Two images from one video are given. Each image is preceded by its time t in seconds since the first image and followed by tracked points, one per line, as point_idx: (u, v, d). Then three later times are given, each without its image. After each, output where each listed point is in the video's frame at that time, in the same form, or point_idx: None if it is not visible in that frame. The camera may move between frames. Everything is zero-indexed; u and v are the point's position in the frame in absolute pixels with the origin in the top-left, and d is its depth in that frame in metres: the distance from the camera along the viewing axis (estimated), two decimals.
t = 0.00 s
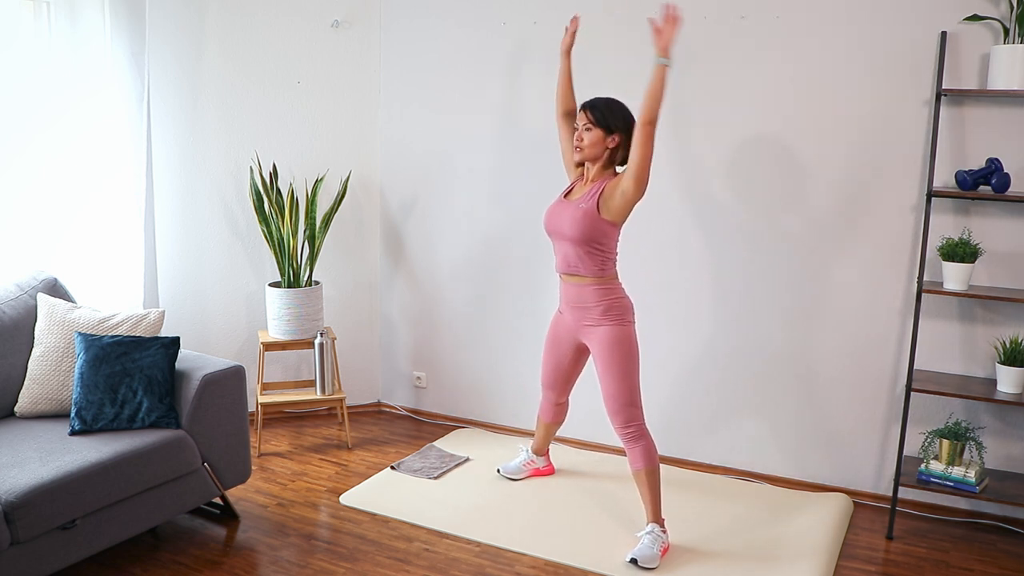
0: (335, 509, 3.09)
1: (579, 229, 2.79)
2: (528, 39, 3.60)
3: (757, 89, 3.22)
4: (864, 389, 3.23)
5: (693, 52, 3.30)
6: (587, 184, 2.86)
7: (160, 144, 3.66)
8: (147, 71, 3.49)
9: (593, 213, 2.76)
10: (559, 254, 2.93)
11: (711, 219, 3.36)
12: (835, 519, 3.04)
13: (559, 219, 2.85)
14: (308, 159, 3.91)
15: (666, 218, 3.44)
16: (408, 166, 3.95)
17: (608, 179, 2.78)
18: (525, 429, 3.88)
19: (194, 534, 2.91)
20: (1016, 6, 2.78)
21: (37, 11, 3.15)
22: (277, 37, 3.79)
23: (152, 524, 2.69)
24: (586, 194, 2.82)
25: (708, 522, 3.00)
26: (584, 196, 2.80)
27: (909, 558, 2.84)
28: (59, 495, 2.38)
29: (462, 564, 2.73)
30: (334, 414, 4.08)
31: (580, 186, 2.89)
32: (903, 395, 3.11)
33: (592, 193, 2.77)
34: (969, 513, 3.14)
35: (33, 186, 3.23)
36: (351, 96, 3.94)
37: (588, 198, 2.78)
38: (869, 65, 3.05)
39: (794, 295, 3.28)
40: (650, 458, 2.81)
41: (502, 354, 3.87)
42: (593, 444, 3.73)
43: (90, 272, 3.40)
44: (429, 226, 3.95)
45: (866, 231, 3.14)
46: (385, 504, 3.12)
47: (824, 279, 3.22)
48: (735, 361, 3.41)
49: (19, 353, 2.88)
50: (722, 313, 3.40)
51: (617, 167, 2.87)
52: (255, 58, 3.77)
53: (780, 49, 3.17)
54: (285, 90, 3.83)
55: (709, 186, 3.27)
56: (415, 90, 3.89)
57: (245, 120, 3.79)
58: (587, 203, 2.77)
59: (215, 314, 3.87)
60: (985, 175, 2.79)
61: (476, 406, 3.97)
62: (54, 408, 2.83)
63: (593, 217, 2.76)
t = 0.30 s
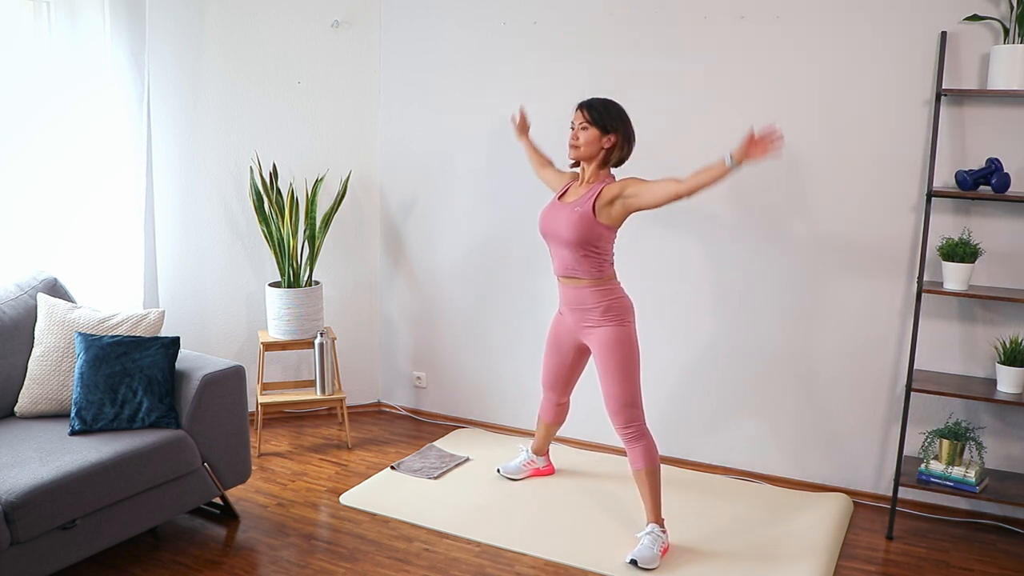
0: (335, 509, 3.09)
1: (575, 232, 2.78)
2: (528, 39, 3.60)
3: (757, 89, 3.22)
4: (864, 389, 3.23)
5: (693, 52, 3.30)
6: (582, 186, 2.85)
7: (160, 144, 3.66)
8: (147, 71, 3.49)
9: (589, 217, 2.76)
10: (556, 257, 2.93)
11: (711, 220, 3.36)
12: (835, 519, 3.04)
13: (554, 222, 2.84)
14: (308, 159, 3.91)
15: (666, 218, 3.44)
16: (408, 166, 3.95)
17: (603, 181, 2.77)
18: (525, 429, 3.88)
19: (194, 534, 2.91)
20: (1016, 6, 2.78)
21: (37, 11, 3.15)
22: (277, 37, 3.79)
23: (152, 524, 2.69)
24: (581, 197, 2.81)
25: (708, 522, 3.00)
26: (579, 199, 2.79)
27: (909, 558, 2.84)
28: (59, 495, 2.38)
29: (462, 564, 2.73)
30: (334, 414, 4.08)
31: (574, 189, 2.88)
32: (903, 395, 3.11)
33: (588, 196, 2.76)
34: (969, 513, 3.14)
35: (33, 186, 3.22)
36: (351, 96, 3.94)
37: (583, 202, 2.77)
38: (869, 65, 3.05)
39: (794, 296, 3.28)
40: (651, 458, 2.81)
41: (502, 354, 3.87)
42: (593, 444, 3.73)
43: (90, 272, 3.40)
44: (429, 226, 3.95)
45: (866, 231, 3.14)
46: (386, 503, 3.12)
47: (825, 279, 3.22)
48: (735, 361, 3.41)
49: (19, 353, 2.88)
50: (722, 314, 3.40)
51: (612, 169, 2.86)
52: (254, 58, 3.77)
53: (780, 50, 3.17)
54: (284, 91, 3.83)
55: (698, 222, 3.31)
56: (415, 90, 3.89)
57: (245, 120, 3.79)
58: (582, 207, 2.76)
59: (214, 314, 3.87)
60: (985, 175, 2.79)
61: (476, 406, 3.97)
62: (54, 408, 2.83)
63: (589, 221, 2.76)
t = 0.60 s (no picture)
0: (334, 509, 3.09)
1: (578, 236, 2.80)
2: (528, 39, 3.60)
3: (757, 89, 3.22)
4: (864, 390, 3.23)
5: (693, 52, 3.30)
6: (582, 186, 2.85)
7: (160, 144, 3.66)
8: (147, 71, 3.49)
9: (591, 219, 2.77)
10: (560, 259, 2.94)
11: (711, 220, 3.36)
12: (835, 519, 3.04)
13: (557, 226, 2.85)
14: (308, 159, 3.91)
15: (666, 218, 3.44)
16: (408, 166, 3.95)
17: (602, 181, 2.77)
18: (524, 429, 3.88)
19: (194, 534, 2.91)
20: (1016, 5, 2.78)
21: (37, 11, 3.15)
22: (277, 37, 3.79)
23: (152, 524, 2.69)
24: (581, 199, 2.81)
25: (707, 522, 3.00)
26: (579, 202, 2.79)
27: (909, 558, 2.84)
28: (59, 495, 2.39)
29: (462, 564, 2.73)
30: (334, 414, 4.08)
31: (574, 189, 2.88)
32: (903, 395, 3.11)
33: (588, 199, 2.77)
34: (969, 513, 3.14)
35: (33, 186, 3.23)
36: (351, 96, 3.94)
37: (584, 204, 2.78)
38: (869, 65, 3.05)
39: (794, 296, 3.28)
40: (651, 458, 2.81)
41: (502, 354, 3.87)
42: (593, 444, 3.73)
43: (90, 272, 3.40)
44: (429, 226, 3.95)
45: (865, 231, 3.14)
46: (385, 503, 3.12)
47: (824, 279, 3.22)
48: (735, 361, 3.41)
49: (19, 353, 2.88)
50: (722, 314, 3.41)
51: (611, 167, 2.86)
52: (254, 58, 3.77)
53: (780, 50, 3.17)
54: (284, 91, 3.83)
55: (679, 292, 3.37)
56: (415, 90, 3.89)
57: (246, 120, 3.79)
58: (583, 210, 2.77)
59: (215, 314, 3.87)
60: (985, 175, 2.79)
61: (476, 405, 3.97)
62: (54, 408, 2.83)
63: (591, 223, 2.77)
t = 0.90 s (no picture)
0: (335, 509, 3.09)
1: (581, 236, 2.80)
2: (528, 38, 3.60)
3: (757, 89, 3.22)
4: (864, 390, 3.23)
5: (693, 53, 3.30)
6: (586, 186, 2.85)
7: (160, 144, 3.66)
8: (147, 71, 3.49)
9: (594, 219, 2.77)
10: (563, 259, 2.94)
11: (711, 220, 3.36)
12: (835, 519, 3.04)
13: (560, 227, 2.86)
14: (308, 159, 3.91)
15: (666, 218, 3.44)
16: (408, 166, 3.95)
17: (604, 180, 2.77)
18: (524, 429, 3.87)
19: (194, 534, 2.91)
20: (1016, 5, 2.78)
21: (37, 11, 3.15)
22: (277, 37, 3.79)
23: (152, 524, 2.69)
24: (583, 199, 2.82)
25: (707, 522, 3.00)
26: (583, 202, 2.80)
27: (909, 558, 2.84)
28: (59, 495, 2.38)
29: (462, 564, 2.73)
30: (334, 414, 4.08)
31: (578, 188, 2.89)
32: (903, 395, 3.11)
33: (590, 199, 2.77)
34: (969, 513, 3.14)
35: (33, 186, 3.23)
36: (351, 95, 3.94)
37: (587, 204, 2.78)
38: (869, 65, 3.05)
39: (794, 296, 3.28)
40: (652, 458, 2.81)
41: (502, 355, 3.87)
42: (592, 444, 3.73)
43: (90, 272, 3.40)
44: (429, 226, 3.95)
45: (865, 231, 3.14)
46: (385, 503, 3.12)
47: (824, 279, 3.22)
48: (735, 361, 3.41)
49: (19, 353, 2.88)
50: (722, 314, 3.41)
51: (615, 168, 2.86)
52: (254, 59, 3.77)
53: (780, 50, 3.17)
54: (284, 90, 3.83)
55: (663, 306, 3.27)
56: (415, 90, 3.89)
57: (246, 120, 3.79)
58: (586, 210, 2.78)
59: (215, 314, 3.87)
60: (985, 175, 2.79)
61: (476, 405, 3.97)
62: (54, 408, 2.83)
63: (594, 224, 2.77)
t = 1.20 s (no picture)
0: (334, 509, 3.09)
1: (577, 232, 2.80)
2: (528, 38, 3.60)
3: (757, 89, 3.22)
4: (864, 390, 3.23)
5: (692, 53, 3.30)
6: (583, 182, 2.86)
7: (160, 144, 3.66)
8: (147, 71, 3.49)
9: (591, 214, 2.77)
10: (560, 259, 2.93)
11: (711, 219, 3.36)
12: (835, 519, 3.04)
13: (557, 223, 2.86)
14: (308, 159, 3.91)
15: (666, 218, 3.44)
16: (408, 166, 3.95)
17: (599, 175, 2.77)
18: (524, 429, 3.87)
19: (194, 534, 2.91)
20: (1016, 6, 2.78)
21: (37, 12, 3.15)
22: (277, 37, 3.79)
23: (152, 523, 2.69)
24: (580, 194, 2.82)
25: (707, 522, 3.00)
26: (579, 196, 2.80)
27: (909, 558, 2.84)
28: (59, 495, 2.39)
29: (462, 564, 2.73)
30: (334, 414, 4.08)
31: (575, 185, 2.89)
32: (903, 395, 3.11)
33: (586, 193, 2.77)
34: (969, 513, 3.14)
35: (33, 185, 3.23)
36: (351, 96, 3.94)
37: (584, 199, 2.78)
38: (869, 65, 3.05)
39: (794, 296, 3.28)
40: (652, 457, 2.81)
41: (502, 355, 3.87)
42: (592, 444, 3.73)
43: (90, 272, 3.40)
44: (429, 226, 3.95)
45: (865, 231, 3.14)
46: (385, 503, 3.12)
47: (824, 278, 3.23)
48: (735, 361, 3.41)
49: (19, 353, 2.88)
50: (722, 314, 3.41)
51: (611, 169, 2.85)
52: (254, 59, 3.77)
53: (780, 50, 3.17)
54: (284, 90, 3.83)
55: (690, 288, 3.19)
56: (415, 90, 3.89)
57: (246, 120, 3.79)
58: (583, 205, 2.78)
59: (215, 314, 3.87)
60: (985, 175, 2.79)
61: (476, 405, 3.97)
62: (54, 408, 2.83)
63: (591, 219, 2.78)
